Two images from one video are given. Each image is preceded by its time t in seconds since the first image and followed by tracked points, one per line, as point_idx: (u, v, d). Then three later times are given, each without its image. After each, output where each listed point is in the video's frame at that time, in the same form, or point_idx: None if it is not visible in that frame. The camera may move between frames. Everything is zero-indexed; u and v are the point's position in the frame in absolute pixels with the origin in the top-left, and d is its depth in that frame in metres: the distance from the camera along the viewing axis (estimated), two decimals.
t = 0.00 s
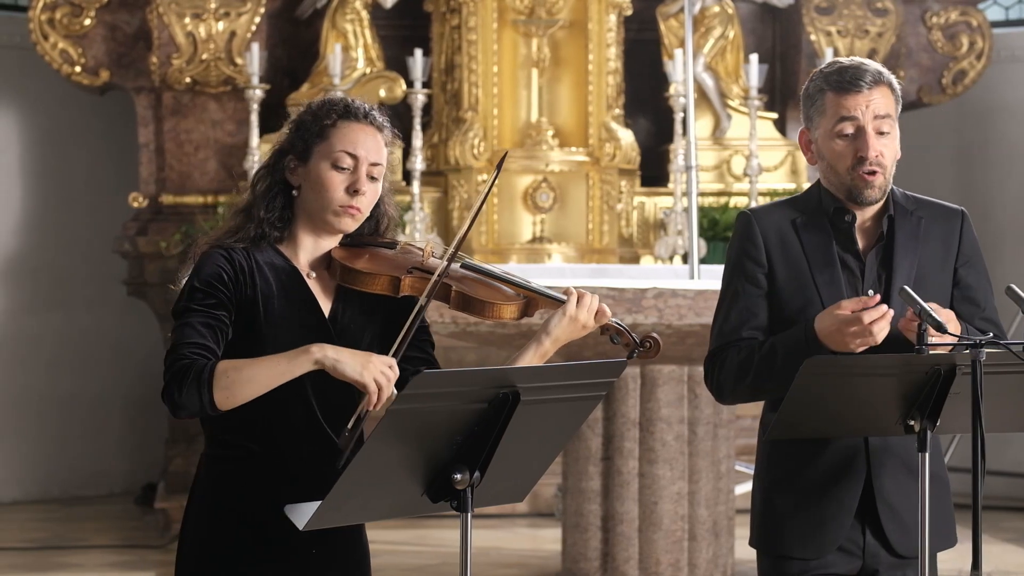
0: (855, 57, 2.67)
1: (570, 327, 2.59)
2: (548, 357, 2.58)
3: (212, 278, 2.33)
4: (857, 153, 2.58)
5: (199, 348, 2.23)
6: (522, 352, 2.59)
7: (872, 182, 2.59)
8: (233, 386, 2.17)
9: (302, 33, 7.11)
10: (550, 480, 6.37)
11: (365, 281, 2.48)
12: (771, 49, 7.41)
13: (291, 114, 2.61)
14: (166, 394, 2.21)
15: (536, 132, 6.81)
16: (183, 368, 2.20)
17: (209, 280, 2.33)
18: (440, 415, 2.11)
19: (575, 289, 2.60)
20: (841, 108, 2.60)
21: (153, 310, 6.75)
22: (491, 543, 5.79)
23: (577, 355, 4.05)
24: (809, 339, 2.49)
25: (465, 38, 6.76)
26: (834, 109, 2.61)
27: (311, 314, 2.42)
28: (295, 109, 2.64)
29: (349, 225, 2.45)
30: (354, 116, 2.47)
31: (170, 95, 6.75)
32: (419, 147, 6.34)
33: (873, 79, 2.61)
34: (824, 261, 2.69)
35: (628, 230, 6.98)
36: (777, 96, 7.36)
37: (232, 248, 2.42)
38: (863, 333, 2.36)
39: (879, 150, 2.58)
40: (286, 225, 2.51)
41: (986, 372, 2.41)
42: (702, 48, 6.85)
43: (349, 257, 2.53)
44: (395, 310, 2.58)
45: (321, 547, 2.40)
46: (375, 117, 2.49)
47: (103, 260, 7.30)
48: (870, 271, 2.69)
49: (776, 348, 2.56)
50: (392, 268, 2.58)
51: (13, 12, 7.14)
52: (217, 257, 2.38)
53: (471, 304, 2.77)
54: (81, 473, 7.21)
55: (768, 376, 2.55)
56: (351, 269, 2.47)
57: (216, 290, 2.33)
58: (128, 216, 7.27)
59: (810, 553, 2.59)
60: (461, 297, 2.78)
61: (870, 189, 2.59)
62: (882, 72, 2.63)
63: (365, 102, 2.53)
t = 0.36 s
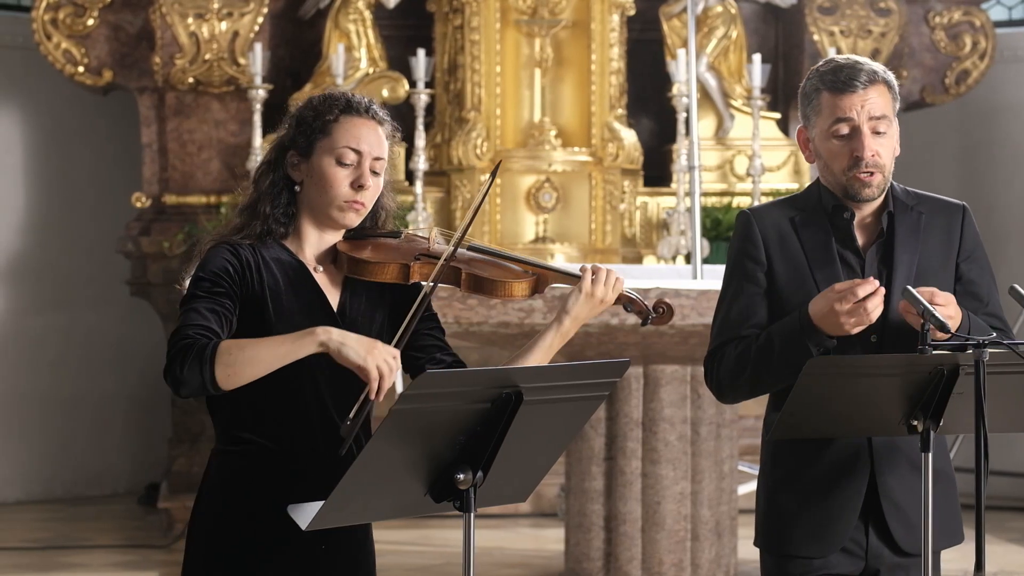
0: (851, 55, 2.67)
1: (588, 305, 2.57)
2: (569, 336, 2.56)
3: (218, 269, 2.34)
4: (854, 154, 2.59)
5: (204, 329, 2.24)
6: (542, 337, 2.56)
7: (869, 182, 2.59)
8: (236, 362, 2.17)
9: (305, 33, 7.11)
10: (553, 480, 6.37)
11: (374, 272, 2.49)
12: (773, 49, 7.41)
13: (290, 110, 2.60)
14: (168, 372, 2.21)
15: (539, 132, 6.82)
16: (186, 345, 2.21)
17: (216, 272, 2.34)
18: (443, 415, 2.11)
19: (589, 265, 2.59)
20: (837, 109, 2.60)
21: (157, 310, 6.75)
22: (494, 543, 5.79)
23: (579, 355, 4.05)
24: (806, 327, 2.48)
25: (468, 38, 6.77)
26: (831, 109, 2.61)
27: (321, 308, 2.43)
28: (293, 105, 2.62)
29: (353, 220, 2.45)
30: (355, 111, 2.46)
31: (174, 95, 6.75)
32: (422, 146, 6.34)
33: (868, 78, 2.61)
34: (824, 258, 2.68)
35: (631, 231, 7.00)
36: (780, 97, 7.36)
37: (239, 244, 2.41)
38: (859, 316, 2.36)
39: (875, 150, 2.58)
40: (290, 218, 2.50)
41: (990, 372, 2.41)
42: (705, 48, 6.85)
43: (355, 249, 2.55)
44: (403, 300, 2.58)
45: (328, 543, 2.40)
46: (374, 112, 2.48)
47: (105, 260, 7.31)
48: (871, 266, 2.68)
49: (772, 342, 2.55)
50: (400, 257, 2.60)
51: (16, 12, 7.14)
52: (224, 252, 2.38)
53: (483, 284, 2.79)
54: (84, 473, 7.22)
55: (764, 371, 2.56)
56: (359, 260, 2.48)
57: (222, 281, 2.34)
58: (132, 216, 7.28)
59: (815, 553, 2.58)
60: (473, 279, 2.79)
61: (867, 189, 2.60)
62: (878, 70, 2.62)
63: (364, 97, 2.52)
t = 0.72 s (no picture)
0: (861, 57, 2.66)
1: (587, 310, 2.58)
2: (566, 341, 2.58)
3: (227, 274, 2.34)
4: (860, 157, 2.58)
5: (236, 335, 2.25)
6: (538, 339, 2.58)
7: (874, 184, 2.58)
8: (287, 354, 2.17)
9: (306, 33, 7.11)
10: (553, 480, 6.37)
11: (372, 274, 2.52)
12: (775, 49, 7.41)
13: (283, 108, 2.60)
14: (217, 387, 2.20)
15: (540, 132, 6.82)
16: (230, 353, 2.21)
17: (225, 278, 2.34)
18: (443, 415, 2.11)
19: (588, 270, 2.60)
20: (845, 112, 2.60)
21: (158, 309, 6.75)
22: (495, 543, 5.79)
23: (580, 355, 4.05)
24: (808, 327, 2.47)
25: (469, 38, 6.77)
26: (839, 112, 2.61)
27: (318, 310, 2.43)
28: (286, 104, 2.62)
29: (338, 221, 2.45)
30: (336, 112, 2.45)
31: (175, 95, 6.76)
32: (423, 147, 6.33)
33: (878, 82, 2.60)
34: (826, 260, 2.68)
35: (632, 230, 7.00)
36: (781, 96, 7.36)
37: (236, 247, 2.41)
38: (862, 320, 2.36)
39: (881, 153, 2.58)
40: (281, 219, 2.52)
41: (991, 373, 2.40)
42: (706, 48, 6.85)
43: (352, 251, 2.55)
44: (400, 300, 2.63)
45: (331, 544, 2.40)
46: (358, 110, 2.47)
47: (107, 260, 7.32)
48: (874, 268, 2.68)
49: (775, 346, 2.54)
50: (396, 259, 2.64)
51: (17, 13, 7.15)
52: (225, 256, 2.37)
53: (480, 291, 2.79)
54: (86, 473, 7.22)
55: (767, 376, 2.56)
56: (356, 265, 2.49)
57: (233, 286, 2.34)
58: (133, 216, 7.28)
59: (818, 553, 2.58)
60: (470, 286, 2.79)
61: (872, 192, 2.59)
62: (888, 73, 2.62)
63: (352, 95, 2.51)
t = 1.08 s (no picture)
0: (877, 59, 2.65)
1: (565, 344, 2.60)
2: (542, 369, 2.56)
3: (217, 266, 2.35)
4: (868, 158, 2.58)
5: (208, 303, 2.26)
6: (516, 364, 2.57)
7: (882, 188, 2.59)
8: (246, 317, 2.19)
9: (303, 33, 7.11)
10: (551, 480, 6.37)
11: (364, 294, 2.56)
12: (772, 49, 7.41)
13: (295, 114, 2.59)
14: (178, 348, 2.22)
15: (537, 132, 6.82)
16: (193, 317, 2.22)
17: (217, 267, 2.36)
18: (440, 415, 2.10)
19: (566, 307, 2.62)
20: (856, 112, 2.59)
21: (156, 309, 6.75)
22: (493, 543, 5.79)
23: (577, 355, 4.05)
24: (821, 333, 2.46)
25: (467, 38, 6.77)
26: (849, 112, 2.60)
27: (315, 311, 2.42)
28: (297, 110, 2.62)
29: (339, 233, 2.44)
30: (341, 123, 2.44)
31: (172, 95, 6.75)
32: (421, 147, 6.32)
33: (890, 84, 2.60)
34: (832, 260, 2.69)
35: (629, 230, 6.99)
36: (778, 96, 7.36)
37: (236, 248, 2.42)
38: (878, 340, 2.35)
39: (890, 156, 2.58)
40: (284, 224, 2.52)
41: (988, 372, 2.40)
42: (704, 48, 6.84)
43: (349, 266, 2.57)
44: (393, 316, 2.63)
45: (328, 544, 2.40)
46: (368, 122, 2.46)
47: (105, 260, 7.31)
48: (880, 271, 2.69)
49: (789, 351, 2.53)
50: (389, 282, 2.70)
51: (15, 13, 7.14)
52: (220, 254, 2.39)
53: (467, 320, 2.84)
54: (84, 473, 7.21)
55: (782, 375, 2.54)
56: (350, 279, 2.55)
57: (219, 271, 2.35)
58: (131, 216, 7.28)
59: (819, 553, 2.58)
60: (456, 313, 2.85)
61: (878, 195, 2.60)
62: (901, 77, 2.61)
63: (359, 106, 2.50)
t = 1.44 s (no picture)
0: (892, 60, 2.65)
1: (572, 321, 2.67)
2: (550, 349, 2.62)
3: (221, 271, 2.33)
4: (881, 159, 2.59)
5: (230, 331, 2.25)
6: (524, 346, 2.63)
7: (892, 188, 2.60)
8: (280, 352, 2.17)
9: (298, 33, 7.11)
10: (545, 480, 6.37)
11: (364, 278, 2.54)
12: (766, 49, 7.42)
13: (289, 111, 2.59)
14: (211, 384, 2.20)
15: (531, 132, 6.80)
16: (224, 351, 2.20)
17: (220, 273, 2.33)
18: (436, 416, 2.10)
19: (573, 284, 2.69)
20: (871, 112, 2.59)
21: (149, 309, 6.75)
22: (487, 543, 5.78)
23: (572, 355, 4.05)
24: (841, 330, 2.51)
25: (461, 38, 6.77)
26: (864, 111, 2.60)
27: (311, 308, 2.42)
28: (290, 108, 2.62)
29: (347, 221, 2.44)
30: (349, 114, 2.46)
31: (166, 95, 6.74)
32: (415, 147, 6.31)
33: (906, 86, 2.60)
34: (840, 259, 2.69)
35: (623, 230, 6.99)
36: (772, 97, 7.37)
37: (231, 245, 2.40)
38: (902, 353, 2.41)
39: (903, 157, 2.58)
40: (283, 217, 2.50)
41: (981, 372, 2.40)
42: (698, 48, 6.85)
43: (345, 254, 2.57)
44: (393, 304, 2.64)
45: (320, 545, 2.40)
46: (370, 113, 2.48)
47: (98, 260, 7.29)
48: (887, 272, 2.69)
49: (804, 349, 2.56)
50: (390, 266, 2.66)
51: (10, 13, 7.13)
52: (219, 253, 2.37)
53: (470, 299, 2.81)
54: (78, 473, 7.20)
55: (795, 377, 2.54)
56: (349, 267, 2.51)
57: (229, 284, 2.33)
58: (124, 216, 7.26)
59: (819, 552, 2.59)
60: (460, 293, 2.80)
61: (888, 196, 2.61)
62: (917, 79, 2.62)
63: (361, 100, 2.51)
